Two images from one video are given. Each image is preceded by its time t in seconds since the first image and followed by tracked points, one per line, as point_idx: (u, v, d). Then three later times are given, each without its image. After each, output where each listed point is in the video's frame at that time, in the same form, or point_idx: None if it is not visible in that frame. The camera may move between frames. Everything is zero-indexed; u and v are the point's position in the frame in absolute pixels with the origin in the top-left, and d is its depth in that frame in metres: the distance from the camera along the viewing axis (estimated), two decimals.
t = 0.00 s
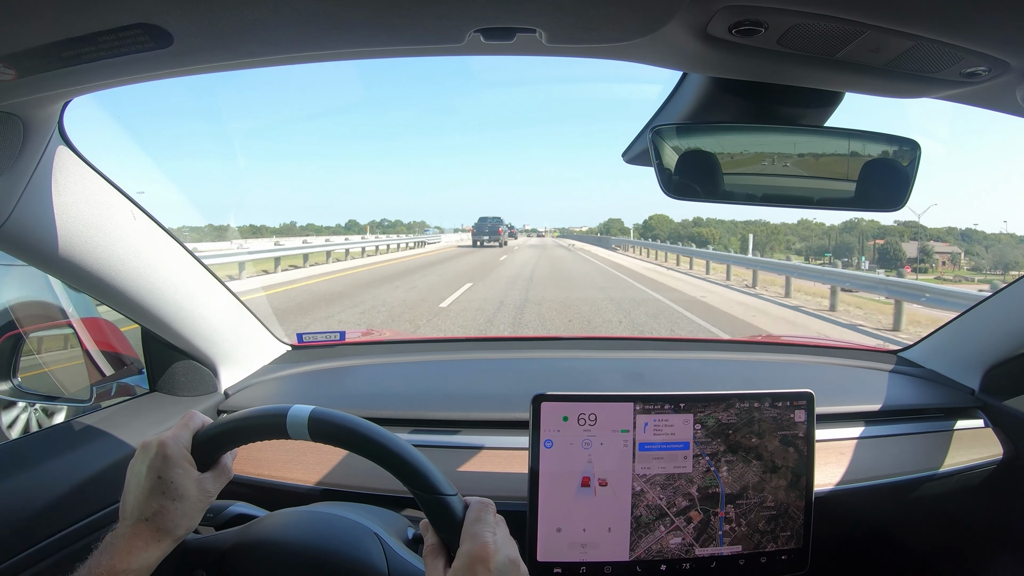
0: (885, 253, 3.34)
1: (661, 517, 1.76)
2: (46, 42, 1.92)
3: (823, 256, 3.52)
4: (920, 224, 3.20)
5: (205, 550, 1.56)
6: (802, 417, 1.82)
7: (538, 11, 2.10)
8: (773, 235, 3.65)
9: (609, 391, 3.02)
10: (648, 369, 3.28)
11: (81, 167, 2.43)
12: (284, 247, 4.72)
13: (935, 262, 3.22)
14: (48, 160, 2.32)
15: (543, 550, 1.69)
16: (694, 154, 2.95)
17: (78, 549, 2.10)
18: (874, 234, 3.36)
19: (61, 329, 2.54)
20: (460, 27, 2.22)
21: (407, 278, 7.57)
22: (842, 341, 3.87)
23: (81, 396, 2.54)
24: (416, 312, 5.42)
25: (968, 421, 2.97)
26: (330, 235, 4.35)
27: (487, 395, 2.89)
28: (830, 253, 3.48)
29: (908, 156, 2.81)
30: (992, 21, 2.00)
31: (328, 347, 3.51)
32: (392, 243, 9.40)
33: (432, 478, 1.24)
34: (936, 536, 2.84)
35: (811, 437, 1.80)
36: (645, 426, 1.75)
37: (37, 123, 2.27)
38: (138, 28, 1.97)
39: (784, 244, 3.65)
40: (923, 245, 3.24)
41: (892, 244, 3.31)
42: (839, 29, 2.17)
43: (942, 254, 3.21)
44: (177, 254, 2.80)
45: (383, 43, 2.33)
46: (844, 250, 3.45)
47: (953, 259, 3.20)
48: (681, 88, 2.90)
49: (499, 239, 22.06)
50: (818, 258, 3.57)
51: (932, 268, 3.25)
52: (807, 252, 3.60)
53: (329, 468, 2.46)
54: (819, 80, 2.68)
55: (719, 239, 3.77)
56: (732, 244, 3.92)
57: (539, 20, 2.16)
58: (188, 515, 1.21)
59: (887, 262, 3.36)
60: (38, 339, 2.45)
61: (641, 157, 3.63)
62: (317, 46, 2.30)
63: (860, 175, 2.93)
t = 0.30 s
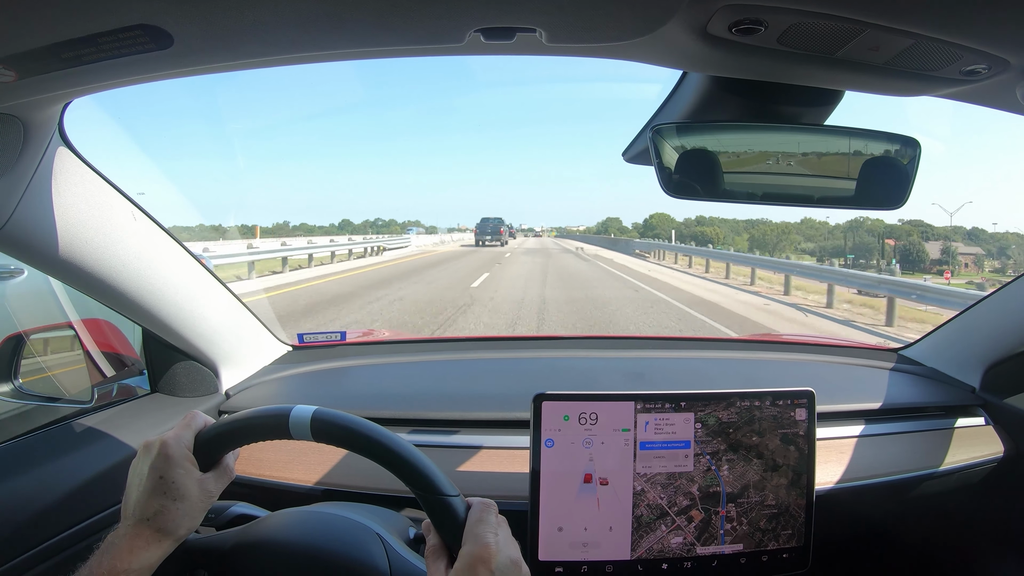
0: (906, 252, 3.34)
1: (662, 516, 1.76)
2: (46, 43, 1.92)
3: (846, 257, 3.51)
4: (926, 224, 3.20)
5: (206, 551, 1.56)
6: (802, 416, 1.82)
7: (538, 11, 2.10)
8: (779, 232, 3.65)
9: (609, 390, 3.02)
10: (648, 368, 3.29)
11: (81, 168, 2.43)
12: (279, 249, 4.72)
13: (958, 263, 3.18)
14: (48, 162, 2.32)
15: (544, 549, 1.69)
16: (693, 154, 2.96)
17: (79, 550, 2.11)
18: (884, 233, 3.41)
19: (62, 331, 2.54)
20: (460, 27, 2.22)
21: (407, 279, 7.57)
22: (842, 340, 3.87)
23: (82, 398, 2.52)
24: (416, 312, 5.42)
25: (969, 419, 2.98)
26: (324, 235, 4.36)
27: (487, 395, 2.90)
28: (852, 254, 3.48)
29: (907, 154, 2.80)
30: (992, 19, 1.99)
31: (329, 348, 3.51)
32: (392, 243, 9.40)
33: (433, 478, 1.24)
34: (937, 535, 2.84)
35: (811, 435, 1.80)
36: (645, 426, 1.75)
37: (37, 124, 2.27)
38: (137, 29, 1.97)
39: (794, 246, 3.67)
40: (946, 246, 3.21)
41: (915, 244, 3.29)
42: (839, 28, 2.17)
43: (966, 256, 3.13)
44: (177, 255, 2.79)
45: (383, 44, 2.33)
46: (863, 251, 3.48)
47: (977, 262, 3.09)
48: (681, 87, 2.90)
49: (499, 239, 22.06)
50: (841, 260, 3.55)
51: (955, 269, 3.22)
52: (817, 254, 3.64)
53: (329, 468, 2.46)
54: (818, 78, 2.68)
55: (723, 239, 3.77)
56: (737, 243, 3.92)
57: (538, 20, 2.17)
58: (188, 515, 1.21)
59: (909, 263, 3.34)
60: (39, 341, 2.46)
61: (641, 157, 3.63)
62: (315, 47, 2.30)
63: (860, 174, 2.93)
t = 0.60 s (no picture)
0: (931, 252, 3.23)
1: (662, 518, 1.76)
2: (46, 44, 1.92)
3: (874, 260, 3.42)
4: (932, 222, 3.17)
5: (205, 553, 1.56)
6: (803, 417, 1.82)
7: (539, 12, 2.10)
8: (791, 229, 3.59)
9: (608, 391, 3.02)
10: (649, 369, 3.28)
11: (82, 169, 2.43)
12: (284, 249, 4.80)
13: (986, 266, 3.06)
14: (49, 162, 2.32)
15: (544, 550, 1.69)
16: (693, 155, 2.95)
17: (79, 552, 2.11)
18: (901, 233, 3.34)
19: (61, 332, 2.60)
20: (460, 28, 2.22)
21: (406, 279, 7.56)
22: (842, 341, 3.87)
23: (82, 398, 2.55)
24: (416, 313, 5.41)
25: (969, 420, 2.98)
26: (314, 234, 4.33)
27: (487, 396, 2.90)
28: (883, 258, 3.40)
29: (907, 154, 2.81)
30: (992, 20, 1.99)
31: (329, 349, 3.51)
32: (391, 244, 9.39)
33: (432, 477, 1.25)
34: (937, 536, 2.84)
35: (811, 436, 1.80)
36: (646, 427, 1.75)
37: (38, 125, 2.28)
38: (138, 30, 1.97)
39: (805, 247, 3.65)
40: (972, 246, 3.09)
41: (939, 244, 3.19)
42: (839, 29, 2.17)
43: (994, 258, 3.02)
44: (177, 256, 2.79)
45: (384, 45, 2.33)
46: (887, 252, 3.38)
47: (1004, 264, 3.01)
48: (681, 88, 2.90)
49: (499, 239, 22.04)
50: (863, 261, 3.46)
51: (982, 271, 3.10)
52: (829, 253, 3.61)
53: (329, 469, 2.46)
54: (819, 79, 2.68)
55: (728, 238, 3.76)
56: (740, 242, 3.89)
57: (539, 21, 2.17)
58: (186, 518, 1.21)
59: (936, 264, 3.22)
60: (39, 341, 2.53)
61: (641, 158, 3.63)
62: (314, 48, 2.30)
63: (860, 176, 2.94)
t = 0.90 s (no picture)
0: (958, 254, 3.18)
1: (661, 519, 1.76)
2: (44, 44, 1.92)
3: (902, 260, 3.39)
4: (938, 220, 3.16)
5: (203, 554, 1.56)
6: (802, 417, 1.82)
7: (538, 12, 2.10)
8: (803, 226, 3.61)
9: (608, 391, 3.02)
10: (648, 369, 3.29)
11: (82, 169, 2.43)
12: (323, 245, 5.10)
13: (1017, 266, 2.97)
14: (48, 161, 2.32)
15: (543, 550, 1.69)
16: (692, 154, 2.95)
17: (78, 552, 2.10)
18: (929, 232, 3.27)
19: (60, 332, 2.59)
20: (459, 28, 2.22)
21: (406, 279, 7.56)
22: (842, 340, 3.87)
23: (80, 398, 2.55)
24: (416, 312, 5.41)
25: (968, 420, 2.98)
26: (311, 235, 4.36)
27: (486, 396, 2.90)
28: (915, 259, 3.34)
29: (906, 155, 2.81)
30: (992, 20, 1.99)
31: (328, 348, 3.51)
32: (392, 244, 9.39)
33: (428, 475, 1.27)
34: (937, 536, 2.84)
35: (810, 436, 1.80)
36: (645, 426, 1.75)
37: (36, 125, 2.28)
38: (137, 29, 1.97)
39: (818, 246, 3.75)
40: (1003, 248, 2.99)
41: (970, 244, 3.11)
42: (839, 29, 2.17)
43: None
44: (176, 255, 2.79)
45: (383, 44, 2.33)
46: (910, 252, 3.35)
47: None
48: (680, 88, 2.90)
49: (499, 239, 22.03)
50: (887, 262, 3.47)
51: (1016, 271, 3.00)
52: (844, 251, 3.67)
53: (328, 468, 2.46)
54: (818, 79, 2.68)
55: (733, 237, 3.72)
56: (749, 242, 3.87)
57: (538, 21, 2.17)
58: (169, 522, 1.19)
59: (963, 263, 3.16)
60: (38, 341, 2.51)
61: (640, 157, 3.63)
62: (313, 47, 2.30)
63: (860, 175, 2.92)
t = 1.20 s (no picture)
0: (991, 256, 3.17)
1: (661, 517, 1.76)
2: (43, 44, 1.91)
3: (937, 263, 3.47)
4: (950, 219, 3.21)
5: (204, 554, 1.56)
6: (802, 414, 1.82)
7: (536, 11, 2.10)
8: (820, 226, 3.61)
9: (608, 389, 3.02)
10: (648, 367, 3.29)
11: (81, 169, 2.42)
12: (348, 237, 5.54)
13: None
14: (47, 162, 2.31)
15: (545, 548, 1.70)
16: (691, 151, 2.94)
17: (79, 552, 2.11)
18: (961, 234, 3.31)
19: (60, 332, 2.60)
20: (458, 27, 2.22)
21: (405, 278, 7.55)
22: (841, 337, 3.88)
23: (82, 398, 2.58)
24: (415, 311, 5.41)
25: (967, 416, 2.99)
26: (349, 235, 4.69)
27: (487, 395, 2.90)
28: (950, 261, 3.42)
29: (906, 152, 2.81)
30: (990, 17, 2.00)
31: (328, 347, 3.51)
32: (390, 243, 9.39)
33: (429, 472, 1.27)
34: (937, 533, 2.85)
35: (809, 433, 1.81)
36: (645, 424, 1.75)
37: (35, 125, 2.27)
38: (137, 29, 1.96)
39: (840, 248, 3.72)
40: None
41: (1001, 245, 3.10)
42: (837, 26, 2.18)
43: None
44: (176, 255, 2.79)
45: (382, 43, 2.33)
46: (943, 254, 3.41)
47: None
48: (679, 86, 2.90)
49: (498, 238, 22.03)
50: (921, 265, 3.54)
51: None
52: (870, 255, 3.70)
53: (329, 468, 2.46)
54: (817, 77, 2.68)
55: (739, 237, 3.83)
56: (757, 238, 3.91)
57: (537, 20, 2.17)
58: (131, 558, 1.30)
59: (994, 264, 3.15)
60: (40, 339, 2.56)
61: (639, 156, 3.63)
62: (312, 46, 2.30)
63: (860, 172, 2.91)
